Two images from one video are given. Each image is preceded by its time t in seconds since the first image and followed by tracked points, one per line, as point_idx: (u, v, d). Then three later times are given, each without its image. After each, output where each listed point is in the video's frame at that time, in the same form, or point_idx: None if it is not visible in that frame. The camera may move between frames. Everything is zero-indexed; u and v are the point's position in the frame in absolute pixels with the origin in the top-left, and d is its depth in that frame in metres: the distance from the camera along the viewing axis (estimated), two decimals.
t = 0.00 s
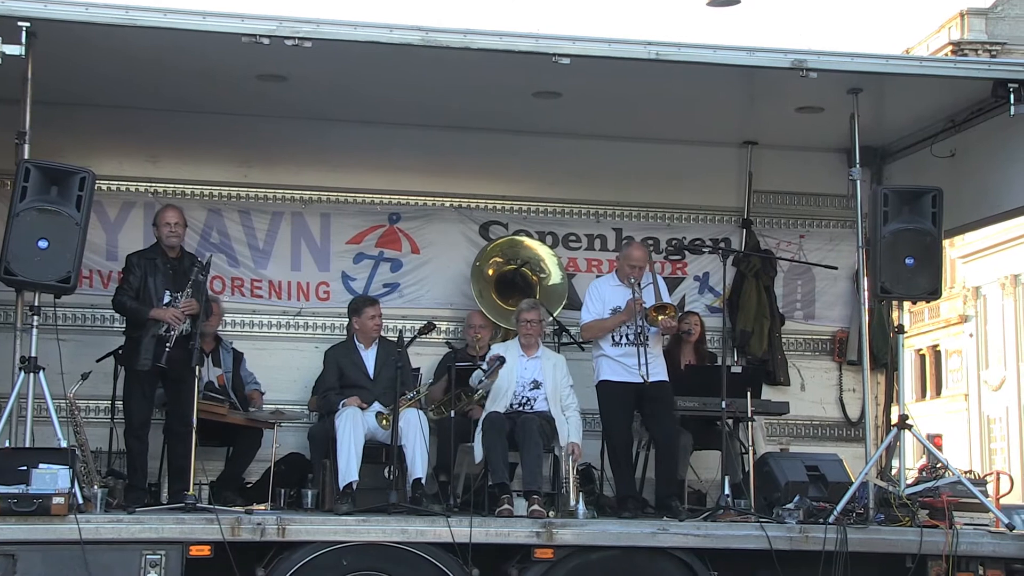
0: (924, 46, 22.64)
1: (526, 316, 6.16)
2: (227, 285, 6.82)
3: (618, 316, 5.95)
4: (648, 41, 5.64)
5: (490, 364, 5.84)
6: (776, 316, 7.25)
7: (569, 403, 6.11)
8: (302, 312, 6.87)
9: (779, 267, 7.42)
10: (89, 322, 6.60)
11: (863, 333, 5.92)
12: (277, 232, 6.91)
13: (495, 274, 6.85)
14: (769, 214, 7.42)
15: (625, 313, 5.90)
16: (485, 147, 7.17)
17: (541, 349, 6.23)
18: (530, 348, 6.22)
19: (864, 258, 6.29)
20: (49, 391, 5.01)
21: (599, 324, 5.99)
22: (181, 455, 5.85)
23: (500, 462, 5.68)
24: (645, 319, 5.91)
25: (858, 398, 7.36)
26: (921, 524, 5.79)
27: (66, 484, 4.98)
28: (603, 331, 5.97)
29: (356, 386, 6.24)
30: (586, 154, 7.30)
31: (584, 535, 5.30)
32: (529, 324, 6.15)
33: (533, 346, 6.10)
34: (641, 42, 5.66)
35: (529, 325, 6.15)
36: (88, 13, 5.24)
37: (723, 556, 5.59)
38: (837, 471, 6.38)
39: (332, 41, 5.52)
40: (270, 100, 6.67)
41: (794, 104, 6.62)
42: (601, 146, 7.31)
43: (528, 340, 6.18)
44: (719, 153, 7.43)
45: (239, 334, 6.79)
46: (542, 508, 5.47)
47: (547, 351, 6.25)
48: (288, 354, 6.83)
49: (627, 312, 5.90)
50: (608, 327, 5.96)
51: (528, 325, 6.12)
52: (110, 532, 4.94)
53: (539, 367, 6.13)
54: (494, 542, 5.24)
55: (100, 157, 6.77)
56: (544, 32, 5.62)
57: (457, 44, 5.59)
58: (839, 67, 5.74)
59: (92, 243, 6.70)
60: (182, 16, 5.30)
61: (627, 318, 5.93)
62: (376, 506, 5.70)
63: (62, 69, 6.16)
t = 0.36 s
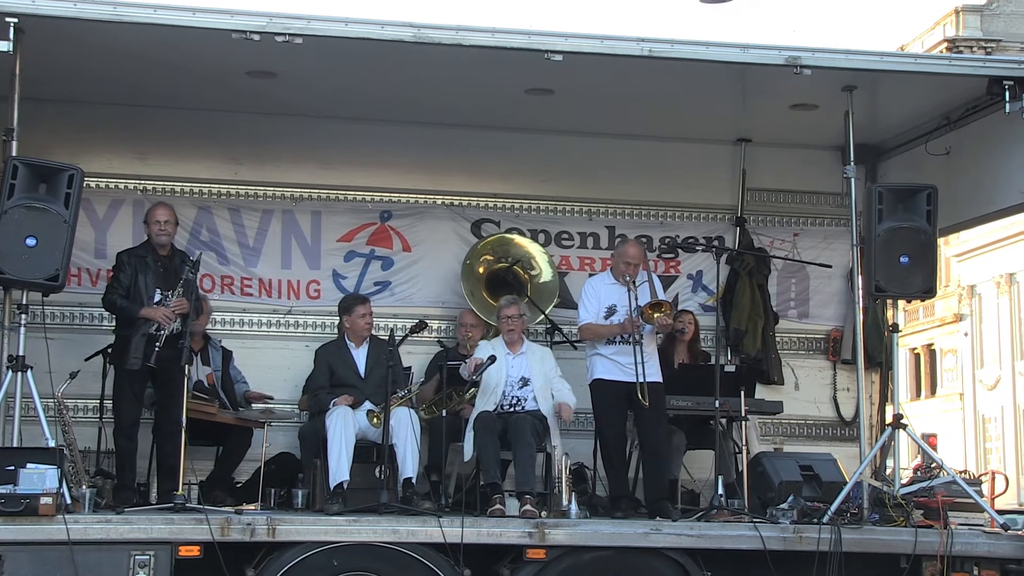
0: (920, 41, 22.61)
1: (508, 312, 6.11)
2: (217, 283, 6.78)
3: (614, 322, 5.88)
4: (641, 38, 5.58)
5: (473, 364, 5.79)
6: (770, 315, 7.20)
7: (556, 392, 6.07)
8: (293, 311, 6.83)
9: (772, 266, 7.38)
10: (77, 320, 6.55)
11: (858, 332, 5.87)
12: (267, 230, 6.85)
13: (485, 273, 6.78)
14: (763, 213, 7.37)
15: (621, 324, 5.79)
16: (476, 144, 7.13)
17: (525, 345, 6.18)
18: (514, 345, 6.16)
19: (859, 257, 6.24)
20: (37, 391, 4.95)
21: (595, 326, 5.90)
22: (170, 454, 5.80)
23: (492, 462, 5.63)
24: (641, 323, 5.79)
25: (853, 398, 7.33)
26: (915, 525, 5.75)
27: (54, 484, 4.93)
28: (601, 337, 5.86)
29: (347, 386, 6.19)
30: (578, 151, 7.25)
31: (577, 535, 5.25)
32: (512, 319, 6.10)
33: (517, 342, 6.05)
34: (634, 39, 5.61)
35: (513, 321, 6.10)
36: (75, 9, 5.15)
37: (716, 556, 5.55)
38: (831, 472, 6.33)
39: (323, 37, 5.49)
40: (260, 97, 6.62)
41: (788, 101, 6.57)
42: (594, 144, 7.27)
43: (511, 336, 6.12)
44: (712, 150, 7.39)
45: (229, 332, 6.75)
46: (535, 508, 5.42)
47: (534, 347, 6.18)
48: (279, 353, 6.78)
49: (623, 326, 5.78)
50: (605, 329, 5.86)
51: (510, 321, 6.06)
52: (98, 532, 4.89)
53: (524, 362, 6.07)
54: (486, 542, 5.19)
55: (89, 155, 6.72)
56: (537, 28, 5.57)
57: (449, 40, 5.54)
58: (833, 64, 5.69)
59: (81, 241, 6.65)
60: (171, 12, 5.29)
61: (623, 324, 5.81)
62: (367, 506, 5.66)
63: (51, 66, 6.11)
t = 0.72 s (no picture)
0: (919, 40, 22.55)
1: (487, 311, 5.99)
2: (207, 284, 6.70)
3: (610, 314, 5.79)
4: (636, 36, 5.51)
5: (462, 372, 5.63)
6: (766, 316, 7.13)
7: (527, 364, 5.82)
8: (284, 312, 6.75)
9: (769, 266, 7.30)
10: (65, 322, 6.48)
11: (855, 334, 5.80)
12: (258, 231, 6.78)
13: (478, 272, 6.73)
14: (760, 212, 7.31)
15: (620, 313, 5.71)
16: (469, 143, 7.05)
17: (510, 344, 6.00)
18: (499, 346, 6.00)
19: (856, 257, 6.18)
20: (24, 393, 4.88)
21: (593, 321, 5.81)
22: (160, 458, 5.72)
23: (483, 466, 5.58)
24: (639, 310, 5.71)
25: (850, 399, 7.26)
26: (914, 528, 5.68)
27: (42, 488, 4.87)
28: (598, 329, 5.78)
29: (339, 388, 6.12)
30: (572, 151, 7.18)
31: (571, 539, 5.17)
32: (492, 319, 5.98)
33: (500, 342, 5.95)
34: (628, 37, 5.54)
35: (494, 321, 5.98)
36: (63, 8, 5.08)
37: (713, 560, 5.47)
38: (828, 475, 6.26)
39: (316, 36, 5.41)
40: (251, 96, 6.55)
41: (785, 100, 6.50)
42: (588, 143, 7.20)
43: (494, 337, 5.98)
44: (708, 150, 7.32)
45: (219, 334, 6.67)
46: (528, 512, 5.35)
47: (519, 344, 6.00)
48: (269, 355, 6.71)
49: (622, 315, 5.70)
50: (603, 324, 5.77)
51: (491, 321, 5.95)
52: (87, 537, 4.81)
53: (504, 360, 5.91)
54: (479, 546, 5.12)
55: (78, 154, 6.65)
56: (531, 27, 5.50)
57: (442, 39, 5.47)
58: (830, 63, 5.63)
59: (69, 241, 6.58)
60: (162, 11, 5.24)
61: (620, 316, 5.73)
62: (359, 509, 5.58)
63: (38, 65, 6.04)
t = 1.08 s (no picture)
0: (924, 36, 22.42)
1: (475, 315, 5.88)
2: (197, 286, 6.61)
3: (609, 304, 5.69)
4: (634, 33, 5.40)
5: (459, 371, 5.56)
6: (767, 318, 7.02)
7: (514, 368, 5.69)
8: (276, 314, 6.65)
9: (770, 267, 7.19)
10: (53, 324, 6.39)
11: (858, 336, 5.68)
12: (249, 231, 6.68)
13: (472, 274, 6.63)
14: (760, 213, 7.20)
15: (618, 296, 5.66)
16: (464, 142, 6.94)
17: (499, 347, 5.91)
18: (488, 349, 5.90)
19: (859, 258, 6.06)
20: (11, 396, 4.77)
21: (591, 315, 5.70)
22: (150, 463, 5.60)
23: (475, 473, 5.46)
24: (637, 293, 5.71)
25: (852, 403, 7.15)
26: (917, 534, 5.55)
27: (29, 493, 4.79)
28: (596, 322, 5.69)
29: (332, 391, 6.01)
30: (569, 151, 7.07)
31: (568, 545, 5.06)
32: (480, 323, 5.87)
33: (488, 344, 5.85)
34: (627, 34, 5.43)
35: (481, 324, 5.87)
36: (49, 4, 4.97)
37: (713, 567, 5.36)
38: (830, 480, 6.14)
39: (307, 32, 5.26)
40: (243, 94, 6.44)
41: (786, 98, 6.39)
42: (586, 142, 7.09)
43: (483, 341, 5.87)
44: (708, 149, 7.21)
45: (210, 337, 6.57)
46: (524, 518, 5.24)
47: (507, 344, 5.91)
48: (262, 358, 6.60)
49: (620, 294, 5.65)
50: (601, 315, 5.66)
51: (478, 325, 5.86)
52: (75, 543, 4.69)
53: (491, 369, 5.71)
54: (475, 553, 5.01)
55: (67, 154, 6.56)
56: (527, 23, 5.39)
57: (437, 36, 5.36)
58: (832, 60, 5.52)
59: (58, 242, 6.48)
60: (151, 7, 5.11)
61: (619, 300, 5.66)
62: (353, 514, 5.46)
63: (26, 63, 5.94)
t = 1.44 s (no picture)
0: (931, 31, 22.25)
1: (473, 317, 5.75)
2: (189, 286, 6.48)
3: (609, 307, 5.57)
4: (636, 27, 5.27)
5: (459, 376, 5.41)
6: (771, 319, 6.89)
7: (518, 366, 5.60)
8: (269, 315, 6.52)
9: (775, 267, 7.06)
10: (41, 326, 6.27)
11: (865, 338, 5.54)
12: (242, 230, 6.56)
13: (469, 274, 6.48)
14: (765, 212, 7.07)
15: (618, 299, 5.53)
16: (463, 139, 6.80)
17: (498, 347, 5.77)
18: (486, 351, 5.76)
19: (865, 258, 5.93)
20: None
21: (591, 318, 5.58)
22: (141, 467, 5.46)
23: (475, 476, 5.32)
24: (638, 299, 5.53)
25: (859, 406, 7.01)
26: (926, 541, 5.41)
27: (17, 498, 4.62)
28: (596, 324, 5.57)
29: (327, 394, 5.88)
30: (569, 148, 6.93)
31: (568, 551, 4.92)
32: (477, 325, 5.74)
33: (486, 347, 5.71)
34: (628, 28, 5.29)
35: (478, 326, 5.75)
36: None
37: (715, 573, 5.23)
38: (836, 484, 6.00)
39: (301, 27, 5.12)
40: (235, 90, 6.31)
41: (791, 94, 6.25)
42: (587, 139, 6.95)
43: (482, 344, 5.74)
44: (711, 146, 7.06)
45: (202, 338, 6.45)
46: (524, 523, 5.10)
47: (507, 343, 5.78)
48: (255, 360, 6.47)
49: (620, 296, 5.51)
50: (602, 318, 5.55)
51: (476, 327, 5.73)
52: (63, 549, 4.57)
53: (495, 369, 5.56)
54: (473, 559, 4.87)
55: (57, 152, 6.43)
56: (526, 18, 5.25)
57: (434, 31, 5.22)
58: (839, 55, 5.38)
59: (46, 242, 6.36)
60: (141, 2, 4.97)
61: (618, 302, 5.53)
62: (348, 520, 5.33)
63: (13, 58, 5.80)
